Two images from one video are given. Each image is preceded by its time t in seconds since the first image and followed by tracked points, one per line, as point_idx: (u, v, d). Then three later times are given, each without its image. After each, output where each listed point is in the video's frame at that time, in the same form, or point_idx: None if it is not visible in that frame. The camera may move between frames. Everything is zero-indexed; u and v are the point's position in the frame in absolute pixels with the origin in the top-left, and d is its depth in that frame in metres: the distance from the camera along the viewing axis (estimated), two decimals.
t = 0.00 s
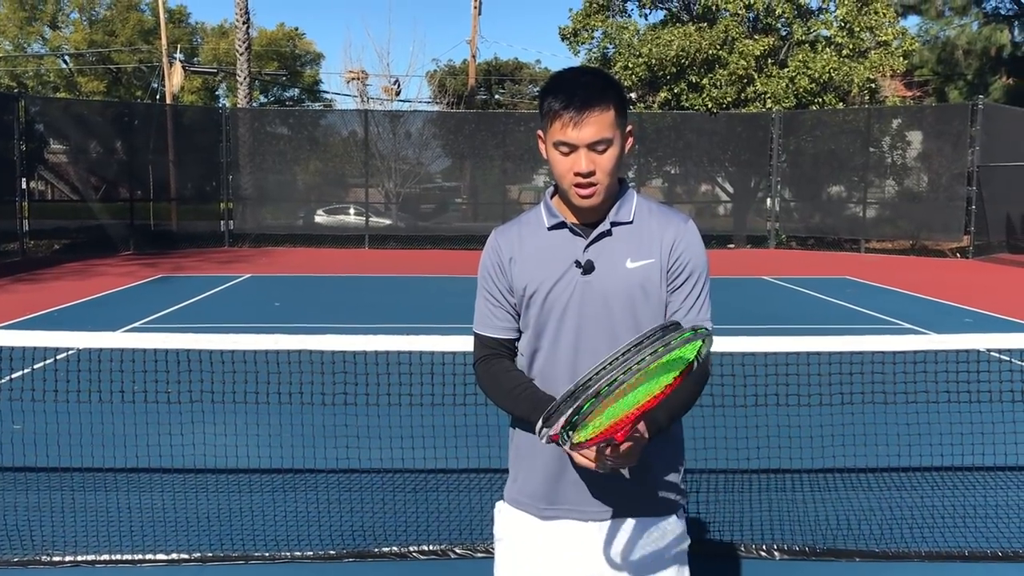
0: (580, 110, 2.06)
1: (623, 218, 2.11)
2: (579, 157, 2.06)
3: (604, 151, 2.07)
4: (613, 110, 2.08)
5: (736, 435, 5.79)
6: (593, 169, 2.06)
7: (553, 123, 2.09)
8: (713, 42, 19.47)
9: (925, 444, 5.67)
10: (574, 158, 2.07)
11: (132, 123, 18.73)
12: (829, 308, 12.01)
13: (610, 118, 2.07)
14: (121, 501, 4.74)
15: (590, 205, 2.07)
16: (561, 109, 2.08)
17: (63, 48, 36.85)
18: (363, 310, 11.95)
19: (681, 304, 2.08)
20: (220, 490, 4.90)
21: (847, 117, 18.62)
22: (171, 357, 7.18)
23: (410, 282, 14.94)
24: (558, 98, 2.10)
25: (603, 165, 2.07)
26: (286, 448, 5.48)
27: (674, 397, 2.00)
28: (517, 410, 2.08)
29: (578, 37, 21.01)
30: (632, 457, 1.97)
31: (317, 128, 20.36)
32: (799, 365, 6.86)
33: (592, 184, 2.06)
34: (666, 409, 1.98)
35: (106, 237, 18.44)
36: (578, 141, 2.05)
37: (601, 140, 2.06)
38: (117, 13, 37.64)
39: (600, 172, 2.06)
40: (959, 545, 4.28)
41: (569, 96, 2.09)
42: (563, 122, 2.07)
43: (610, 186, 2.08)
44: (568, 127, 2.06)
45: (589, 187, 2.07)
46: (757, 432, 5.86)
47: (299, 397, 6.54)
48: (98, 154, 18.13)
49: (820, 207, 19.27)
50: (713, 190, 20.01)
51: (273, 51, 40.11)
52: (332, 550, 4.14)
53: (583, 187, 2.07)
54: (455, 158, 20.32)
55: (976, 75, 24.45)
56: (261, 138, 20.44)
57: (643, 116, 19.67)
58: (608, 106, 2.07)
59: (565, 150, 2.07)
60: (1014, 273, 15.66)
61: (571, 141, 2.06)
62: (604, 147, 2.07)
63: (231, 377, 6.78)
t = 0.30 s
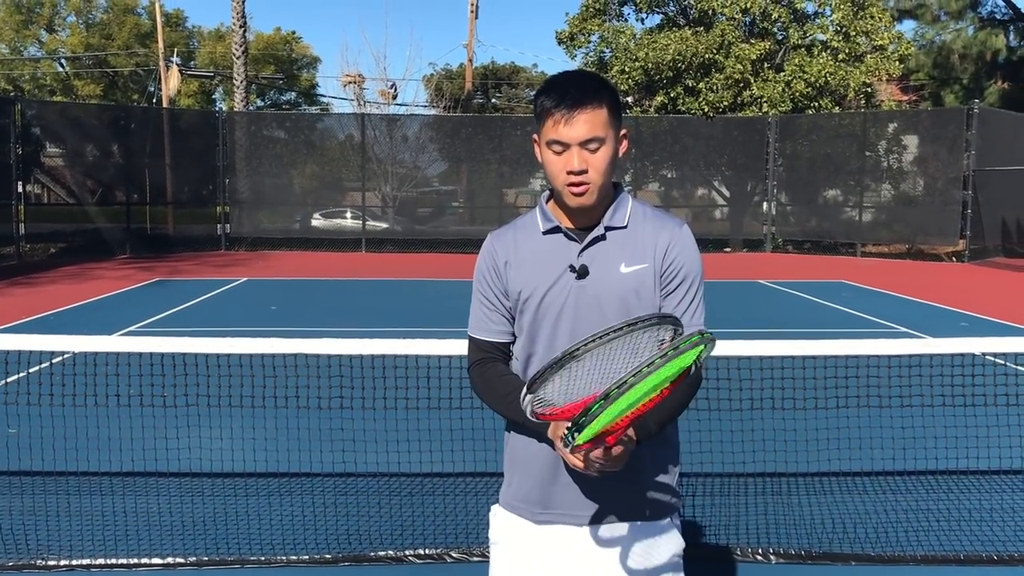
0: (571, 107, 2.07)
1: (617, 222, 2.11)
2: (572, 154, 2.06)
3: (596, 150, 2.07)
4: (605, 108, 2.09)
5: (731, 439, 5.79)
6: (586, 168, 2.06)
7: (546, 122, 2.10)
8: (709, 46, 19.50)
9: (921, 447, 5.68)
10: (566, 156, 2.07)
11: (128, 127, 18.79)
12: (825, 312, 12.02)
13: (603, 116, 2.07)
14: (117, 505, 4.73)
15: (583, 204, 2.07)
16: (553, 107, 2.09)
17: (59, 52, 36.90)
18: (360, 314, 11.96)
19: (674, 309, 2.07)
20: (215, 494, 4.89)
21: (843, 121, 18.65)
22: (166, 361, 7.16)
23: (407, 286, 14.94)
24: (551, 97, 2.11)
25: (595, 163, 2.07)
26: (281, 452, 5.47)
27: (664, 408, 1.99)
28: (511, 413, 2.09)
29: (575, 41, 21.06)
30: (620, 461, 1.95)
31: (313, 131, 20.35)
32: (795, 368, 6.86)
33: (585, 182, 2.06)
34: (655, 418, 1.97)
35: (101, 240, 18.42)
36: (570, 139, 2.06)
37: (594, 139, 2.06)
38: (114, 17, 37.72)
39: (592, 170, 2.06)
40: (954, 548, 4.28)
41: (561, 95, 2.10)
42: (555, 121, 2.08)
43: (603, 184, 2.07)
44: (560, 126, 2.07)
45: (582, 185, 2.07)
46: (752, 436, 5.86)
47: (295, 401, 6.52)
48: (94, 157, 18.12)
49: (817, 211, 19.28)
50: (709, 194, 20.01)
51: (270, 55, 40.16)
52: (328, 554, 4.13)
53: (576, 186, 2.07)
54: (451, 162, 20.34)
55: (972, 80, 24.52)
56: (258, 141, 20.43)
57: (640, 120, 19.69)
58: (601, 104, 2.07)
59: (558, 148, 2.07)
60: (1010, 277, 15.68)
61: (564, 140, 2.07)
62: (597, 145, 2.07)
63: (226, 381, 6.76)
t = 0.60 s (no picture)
0: (565, 93, 2.11)
1: (616, 224, 2.11)
2: (569, 136, 2.09)
3: (592, 132, 2.09)
4: (599, 93, 2.13)
5: (728, 443, 5.79)
6: (583, 148, 2.08)
7: (542, 111, 2.15)
8: (706, 50, 19.52)
9: (917, 451, 5.68)
10: (564, 139, 2.09)
11: (126, 130, 18.75)
12: (822, 315, 12.03)
13: (597, 101, 2.11)
14: (113, 508, 4.72)
15: (582, 186, 2.09)
16: (549, 95, 2.14)
17: (56, 55, 36.95)
18: (357, 317, 11.96)
19: (672, 312, 2.07)
20: (211, 497, 4.88)
21: (839, 125, 18.72)
22: (164, 364, 7.16)
23: (404, 289, 14.93)
24: (546, 87, 2.16)
25: (593, 144, 2.09)
26: (278, 455, 5.47)
27: (662, 411, 1.98)
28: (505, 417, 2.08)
29: (572, 45, 21.10)
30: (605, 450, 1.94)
31: (310, 134, 20.34)
32: (793, 371, 6.87)
33: (583, 162, 2.08)
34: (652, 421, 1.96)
35: (98, 243, 18.40)
36: (566, 121, 2.09)
37: (589, 120, 2.09)
38: (111, 20, 37.80)
39: (589, 151, 2.08)
40: (951, 551, 4.28)
41: (557, 84, 2.15)
42: (551, 106, 2.12)
43: (601, 166, 2.09)
44: (556, 111, 2.11)
45: (580, 166, 2.09)
46: (750, 440, 5.86)
47: (293, 404, 6.52)
48: (91, 160, 18.09)
49: (814, 215, 19.34)
50: (706, 198, 20.05)
51: (267, 58, 40.22)
52: (324, 558, 4.12)
53: (574, 167, 2.09)
54: (448, 165, 20.32)
55: (968, 84, 24.48)
56: (255, 144, 20.40)
57: (637, 123, 19.71)
58: (595, 89, 2.12)
59: (554, 132, 2.10)
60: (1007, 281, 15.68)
61: (559, 123, 2.10)
62: (593, 127, 2.09)
63: (223, 384, 6.75)
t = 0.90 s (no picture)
0: (563, 97, 2.10)
1: (614, 229, 2.10)
2: (567, 140, 2.08)
3: (589, 137, 2.09)
4: (597, 98, 2.13)
5: (726, 446, 5.79)
6: (581, 154, 2.08)
7: (539, 115, 2.14)
8: (703, 53, 19.52)
9: (915, 454, 5.68)
10: (562, 143, 2.09)
11: (122, 132, 18.73)
12: (819, 318, 12.03)
13: (595, 105, 2.10)
14: (109, 511, 4.70)
15: (581, 190, 2.08)
16: (546, 99, 2.14)
17: (53, 57, 36.85)
18: (355, 320, 11.95)
19: (672, 318, 2.06)
20: (208, 500, 4.87)
21: (836, 128, 18.75)
22: (160, 368, 7.15)
23: (402, 292, 14.91)
24: (543, 91, 2.15)
25: (591, 150, 2.08)
26: (274, 458, 5.45)
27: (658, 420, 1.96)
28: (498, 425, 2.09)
29: (570, 48, 21.14)
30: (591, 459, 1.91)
31: (308, 137, 20.33)
32: (790, 374, 6.86)
33: (582, 167, 2.08)
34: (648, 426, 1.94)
35: (95, 246, 18.38)
36: (565, 126, 2.08)
37: (588, 125, 2.09)
38: (108, 22, 37.77)
39: (588, 155, 2.08)
40: (949, 555, 4.28)
41: (553, 88, 2.14)
42: (549, 110, 2.11)
43: (600, 171, 2.09)
44: (554, 114, 2.10)
45: (578, 171, 2.08)
46: (747, 443, 5.86)
47: (289, 407, 6.51)
48: (88, 163, 18.08)
49: (811, 218, 19.40)
50: (703, 201, 20.07)
51: (265, 60, 40.25)
52: (321, 561, 4.10)
53: (573, 172, 2.08)
54: (446, 168, 20.31)
55: (965, 87, 24.64)
56: (252, 147, 20.41)
57: (634, 126, 19.72)
58: (593, 93, 2.11)
59: (552, 137, 2.10)
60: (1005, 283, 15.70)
61: (557, 127, 2.09)
62: (592, 131, 2.09)
63: (220, 387, 6.74)
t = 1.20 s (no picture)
0: (557, 100, 2.09)
1: (609, 231, 2.09)
2: (561, 145, 2.08)
3: (583, 141, 2.08)
4: (595, 103, 2.12)
5: (724, 449, 5.78)
6: (574, 159, 2.07)
7: (533, 118, 2.13)
8: (701, 56, 19.52)
9: (914, 457, 5.68)
10: (555, 148, 2.08)
11: (120, 134, 18.71)
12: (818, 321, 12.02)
13: (588, 109, 2.09)
14: (107, 514, 4.68)
15: (575, 195, 2.08)
16: (539, 103, 2.13)
17: (50, 59, 36.66)
18: (354, 322, 11.91)
19: (667, 320, 2.04)
20: (205, 503, 4.85)
21: (834, 130, 18.76)
22: (158, 370, 7.12)
23: (401, 294, 14.89)
24: (536, 94, 2.14)
25: (584, 154, 2.08)
26: (272, 461, 5.44)
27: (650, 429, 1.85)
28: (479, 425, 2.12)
29: (568, 50, 21.12)
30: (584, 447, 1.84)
31: (305, 139, 20.33)
32: (788, 377, 6.86)
33: (576, 171, 2.07)
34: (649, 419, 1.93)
35: (92, 248, 18.33)
36: (558, 130, 2.08)
37: (581, 129, 2.08)
38: (106, 25, 37.65)
39: (580, 159, 2.07)
40: (946, 557, 4.27)
41: (547, 91, 2.13)
42: (543, 114, 2.10)
43: (592, 175, 2.08)
44: (548, 118, 2.09)
45: (572, 176, 2.08)
46: (746, 445, 5.85)
47: (286, 410, 6.48)
48: (85, 165, 18.05)
49: (808, 220, 19.36)
50: (701, 203, 20.06)
51: (263, 63, 40.16)
52: (319, 564, 4.08)
53: (565, 177, 2.08)
54: (444, 170, 20.31)
55: (962, 89, 24.65)
56: (250, 149, 20.41)
57: (632, 129, 19.73)
58: (586, 97, 2.10)
59: (546, 141, 2.09)
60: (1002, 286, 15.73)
61: (550, 132, 2.09)
62: (585, 136, 2.08)
63: (217, 391, 6.71)
